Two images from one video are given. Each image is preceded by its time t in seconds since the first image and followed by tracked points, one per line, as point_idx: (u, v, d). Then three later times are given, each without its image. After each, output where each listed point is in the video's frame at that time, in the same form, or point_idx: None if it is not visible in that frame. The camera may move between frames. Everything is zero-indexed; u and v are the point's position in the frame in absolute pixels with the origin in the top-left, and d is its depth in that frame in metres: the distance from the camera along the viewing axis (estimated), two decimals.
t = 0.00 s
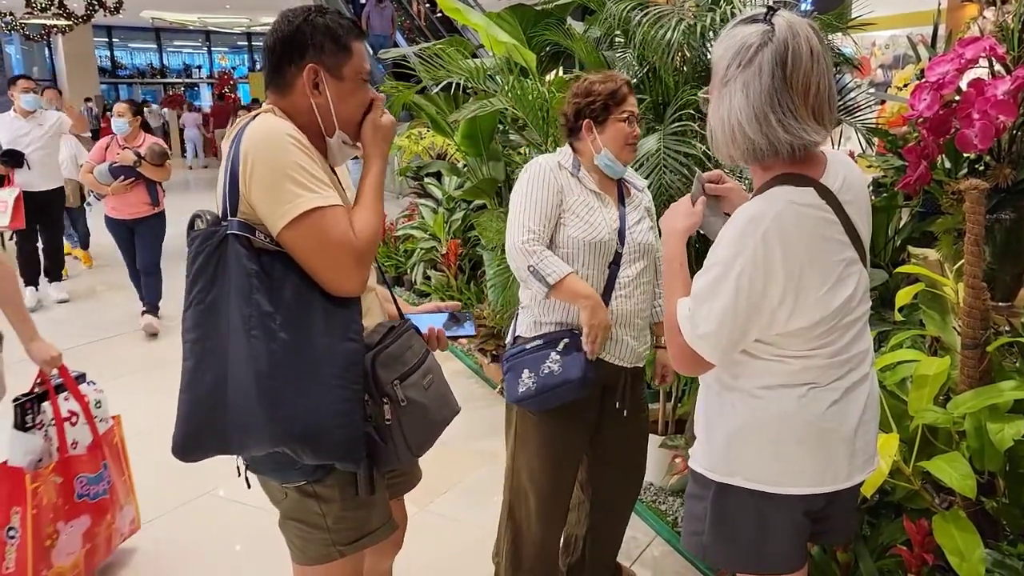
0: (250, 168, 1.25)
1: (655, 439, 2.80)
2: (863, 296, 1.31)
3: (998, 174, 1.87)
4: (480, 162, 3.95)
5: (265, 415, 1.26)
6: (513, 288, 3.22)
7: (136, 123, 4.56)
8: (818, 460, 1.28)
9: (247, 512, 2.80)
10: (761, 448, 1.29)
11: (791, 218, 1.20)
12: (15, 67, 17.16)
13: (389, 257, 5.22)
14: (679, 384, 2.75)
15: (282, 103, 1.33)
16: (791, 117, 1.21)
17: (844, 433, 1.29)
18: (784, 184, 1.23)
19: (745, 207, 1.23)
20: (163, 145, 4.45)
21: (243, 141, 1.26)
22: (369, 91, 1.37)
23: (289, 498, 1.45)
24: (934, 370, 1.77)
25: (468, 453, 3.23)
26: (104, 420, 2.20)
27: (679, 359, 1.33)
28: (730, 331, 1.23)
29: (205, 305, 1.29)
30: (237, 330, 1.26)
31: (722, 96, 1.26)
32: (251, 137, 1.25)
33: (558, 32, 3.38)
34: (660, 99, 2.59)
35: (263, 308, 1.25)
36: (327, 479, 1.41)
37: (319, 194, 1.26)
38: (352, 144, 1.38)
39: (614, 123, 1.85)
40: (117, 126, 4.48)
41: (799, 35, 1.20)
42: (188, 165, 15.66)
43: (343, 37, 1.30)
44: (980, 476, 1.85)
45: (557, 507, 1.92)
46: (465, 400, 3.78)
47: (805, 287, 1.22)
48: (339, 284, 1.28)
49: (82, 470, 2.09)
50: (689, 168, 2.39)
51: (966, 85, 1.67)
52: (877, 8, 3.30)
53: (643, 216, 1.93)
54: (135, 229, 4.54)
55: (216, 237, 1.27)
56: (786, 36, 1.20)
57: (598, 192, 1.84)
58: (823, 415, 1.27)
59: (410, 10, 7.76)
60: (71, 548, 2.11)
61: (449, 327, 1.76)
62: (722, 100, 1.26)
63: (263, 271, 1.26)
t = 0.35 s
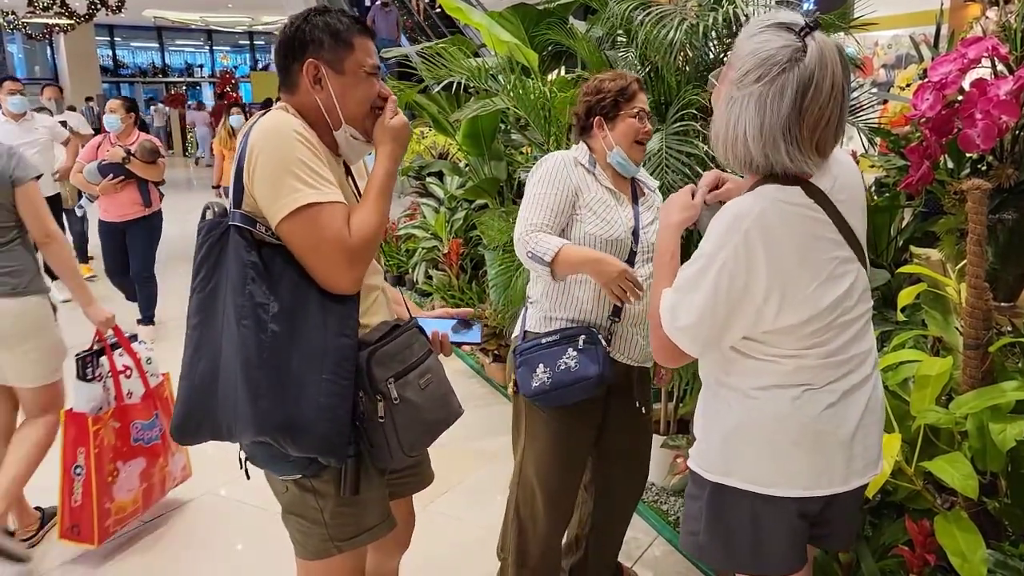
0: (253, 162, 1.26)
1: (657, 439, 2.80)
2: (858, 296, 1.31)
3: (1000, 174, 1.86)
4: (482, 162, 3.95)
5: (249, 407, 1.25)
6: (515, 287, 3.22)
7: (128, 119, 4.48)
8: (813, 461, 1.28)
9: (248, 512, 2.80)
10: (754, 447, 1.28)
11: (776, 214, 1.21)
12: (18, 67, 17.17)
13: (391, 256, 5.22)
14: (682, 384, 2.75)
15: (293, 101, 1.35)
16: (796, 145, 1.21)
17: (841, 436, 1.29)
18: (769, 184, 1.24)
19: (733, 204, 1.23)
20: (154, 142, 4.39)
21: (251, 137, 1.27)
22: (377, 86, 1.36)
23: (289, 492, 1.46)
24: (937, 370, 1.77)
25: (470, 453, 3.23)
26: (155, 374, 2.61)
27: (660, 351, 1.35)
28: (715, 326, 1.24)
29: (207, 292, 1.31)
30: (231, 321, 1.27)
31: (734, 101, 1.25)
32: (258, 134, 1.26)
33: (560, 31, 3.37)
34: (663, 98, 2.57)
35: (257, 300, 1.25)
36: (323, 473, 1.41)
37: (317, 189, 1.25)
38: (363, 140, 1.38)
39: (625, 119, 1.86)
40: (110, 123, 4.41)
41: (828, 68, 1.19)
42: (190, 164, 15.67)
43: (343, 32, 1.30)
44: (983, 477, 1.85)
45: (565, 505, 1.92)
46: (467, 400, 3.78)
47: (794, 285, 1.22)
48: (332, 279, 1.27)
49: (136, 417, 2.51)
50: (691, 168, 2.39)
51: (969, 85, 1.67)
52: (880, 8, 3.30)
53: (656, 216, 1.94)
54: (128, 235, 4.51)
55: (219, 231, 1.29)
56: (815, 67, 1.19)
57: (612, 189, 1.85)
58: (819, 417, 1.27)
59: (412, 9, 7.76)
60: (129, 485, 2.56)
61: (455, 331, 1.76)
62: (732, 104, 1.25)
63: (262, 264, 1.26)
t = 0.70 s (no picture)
0: (261, 161, 1.26)
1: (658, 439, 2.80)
2: (856, 296, 1.31)
3: (1002, 174, 1.85)
4: (483, 162, 3.95)
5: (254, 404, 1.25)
6: (516, 287, 3.22)
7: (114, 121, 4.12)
8: (810, 460, 1.28)
9: (248, 511, 2.80)
10: (751, 447, 1.28)
11: (775, 212, 1.21)
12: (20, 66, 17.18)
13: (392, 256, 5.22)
14: (683, 383, 2.75)
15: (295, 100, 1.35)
16: (789, 145, 1.21)
17: (840, 436, 1.29)
18: (763, 184, 1.23)
19: (728, 205, 1.22)
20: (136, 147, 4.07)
21: (260, 136, 1.27)
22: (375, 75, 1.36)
23: (297, 491, 1.46)
24: (939, 370, 1.76)
25: (471, 453, 3.23)
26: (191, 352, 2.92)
27: (655, 350, 1.35)
28: (714, 327, 1.23)
29: (215, 288, 1.31)
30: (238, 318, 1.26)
31: (723, 105, 1.25)
32: (266, 134, 1.26)
33: (561, 30, 3.37)
34: (664, 97, 2.58)
35: (263, 297, 1.25)
36: (331, 473, 1.41)
37: (323, 186, 1.25)
38: (368, 130, 1.37)
39: (617, 121, 1.85)
40: (92, 126, 4.06)
41: (812, 65, 1.19)
42: (192, 164, 15.68)
43: (335, 24, 1.31)
44: (985, 476, 1.85)
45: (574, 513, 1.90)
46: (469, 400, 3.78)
47: (791, 284, 1.22)
48: (337, 278, 1.26)
49: (172, 391, 2.75)
50: (692, 168, 2.38)
51: (971, 85, 1.67)
52: (881, 8, 3.30)
53: (648, 219, 1.94)
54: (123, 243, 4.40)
55: (227, 228, 1.29)
56: (800, 65, 1.19)
57: (604, 195, 1.84)
58: (817, 417, 1.27)
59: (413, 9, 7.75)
60: (165, 454, 2.79)
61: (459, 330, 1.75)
62: (721, 109, 1.25)
63: (269, 262, 1.26)
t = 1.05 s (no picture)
0: (259, 167, 1.26)
1: (659, 439, 2.80)
2: (858, 300, 1.31)
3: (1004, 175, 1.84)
4: (485, 162, 3.95)
5: (267, 411, 1.25)
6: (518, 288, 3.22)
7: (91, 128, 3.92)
8: (810, 461, 1.28)
9: (249, 512, 2.79)
10: (750, 449, 1.29)
11: (781, 215, 1.20)
12: (21, 66, 17.18)
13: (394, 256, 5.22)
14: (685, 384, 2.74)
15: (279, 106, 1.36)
16: (794, 126, 1.20)
17: (836, 437, 1.29)
18: (774, 188, 1.23)
19: (736, 213, 1.22)
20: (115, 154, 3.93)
21: (257, 141, 1.27)
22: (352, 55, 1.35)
23: (310, 494, 1.46)
24: (941, 371, 1.76)
25: (472, 453, 3.23)
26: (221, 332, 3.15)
27: (674, 367, 1.30)
28: (729, 333, 1.22)
29: (221, 298, 1.31)
30: (244, 326, 1.27)
31: (723, 103, 1.23)
32: (265, 136, 1.26)
33: (563, 31, 3.37)
34: (666, 98, 2.58)
35: (269, 303, 1.25)
36: (346, 477, 1.41)
37: (318, 189, 1.24)
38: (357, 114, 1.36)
39: (558, 122, 1.83)
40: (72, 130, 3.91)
41: (801, 46, 1.19)
42: (193, 164, 15.69)
43: (293, 19, 1.32)
44: (987, 477, 1.85)
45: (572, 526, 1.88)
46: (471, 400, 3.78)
47: (800, 289, 1.22)
48: (335, 280, 1.26)
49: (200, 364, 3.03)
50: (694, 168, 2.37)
51: (973, 86, 1.67)
52: (883, 8, 3.30)
53: (623, 214, 1.92)
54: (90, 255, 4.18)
55: (230, 236, 1.29)
56: (789, 46, 1.18)
57: (572, 200, 1.82)
58: (815, 419, 1.27)
59: (415, 10, 7.76)
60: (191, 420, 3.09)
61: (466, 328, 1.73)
62: (721, 106, 1.23)
63: (273, 269, 1.27)
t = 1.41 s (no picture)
0: (246, 178, 1.26)
1: (659, 441, 2.78)
2: (861, 299, 1.31)
3: (1005, 177, 1.83)
4: (486, 163, 3.95)
5: (280, 422, 1.26)
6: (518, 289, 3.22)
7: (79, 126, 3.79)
8: (817, 461, 1.28)
9: (249, 513, 2.79)
10: (756, 451, 1.29)
11: (789, 217, 1.20)
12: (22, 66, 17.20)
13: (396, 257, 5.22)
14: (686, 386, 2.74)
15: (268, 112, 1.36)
16: (817, 136, 1.23)
17: (841, 438, 1.29)
18: (786, 187, 1.23)
19: (741, 215, 1.22)
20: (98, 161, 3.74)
21: (236, 156, 1.27)
22: (347, 78, 1.34)
23: (322, 502, 1.46)
24: (941, 372, 1.77)
25: (472, 454, 3.23)
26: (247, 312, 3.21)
27: (687, 368, 1.27)
28: (739, 335, 1.22)
29: (221, 314, 1.31)
30: (248, 339, 1.28)
31: (746, 115, 1.21)
32: (241, 151, 1.27)
33: (564, 32, 3.37)
34: (667, 99, 2.58)
35: (271, 316, 1.26)
36: (361, 483, 1.42)
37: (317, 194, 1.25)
38: (332, 132, 1.36)
39: (530, 128, 1.82)
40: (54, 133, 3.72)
41: (818, 59, 1.23)
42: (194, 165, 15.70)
43: (304, 25, 1.30)
44: (987, 480, 1.85)
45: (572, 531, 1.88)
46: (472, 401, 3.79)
47: (810, 287, 1.22)
48: (344, 276, 1.26)
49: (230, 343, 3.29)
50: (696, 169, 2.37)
51: (974, 88, 1.67)
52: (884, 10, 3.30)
53: (607, 213, 1.90)
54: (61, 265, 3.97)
55: (224, 251, 1.30)
56: (809, 60, 1.21)
57: (554, 205, 1.81)
58: (823, 420, 1.27)
59: (417, 11, 7.77)
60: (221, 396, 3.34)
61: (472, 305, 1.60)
62: (744, 119, 1.21)
63: (270, 278, 1.27)
